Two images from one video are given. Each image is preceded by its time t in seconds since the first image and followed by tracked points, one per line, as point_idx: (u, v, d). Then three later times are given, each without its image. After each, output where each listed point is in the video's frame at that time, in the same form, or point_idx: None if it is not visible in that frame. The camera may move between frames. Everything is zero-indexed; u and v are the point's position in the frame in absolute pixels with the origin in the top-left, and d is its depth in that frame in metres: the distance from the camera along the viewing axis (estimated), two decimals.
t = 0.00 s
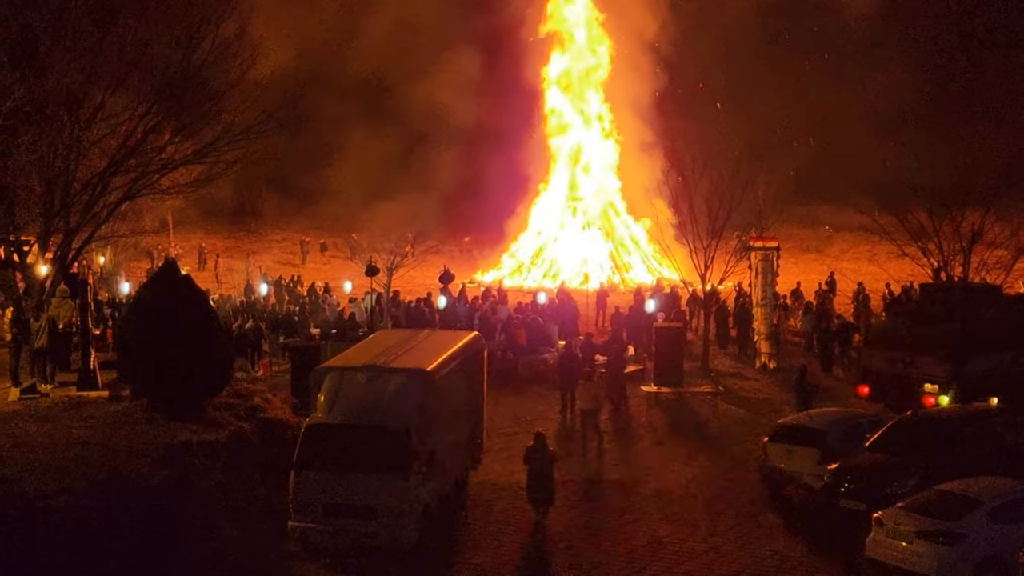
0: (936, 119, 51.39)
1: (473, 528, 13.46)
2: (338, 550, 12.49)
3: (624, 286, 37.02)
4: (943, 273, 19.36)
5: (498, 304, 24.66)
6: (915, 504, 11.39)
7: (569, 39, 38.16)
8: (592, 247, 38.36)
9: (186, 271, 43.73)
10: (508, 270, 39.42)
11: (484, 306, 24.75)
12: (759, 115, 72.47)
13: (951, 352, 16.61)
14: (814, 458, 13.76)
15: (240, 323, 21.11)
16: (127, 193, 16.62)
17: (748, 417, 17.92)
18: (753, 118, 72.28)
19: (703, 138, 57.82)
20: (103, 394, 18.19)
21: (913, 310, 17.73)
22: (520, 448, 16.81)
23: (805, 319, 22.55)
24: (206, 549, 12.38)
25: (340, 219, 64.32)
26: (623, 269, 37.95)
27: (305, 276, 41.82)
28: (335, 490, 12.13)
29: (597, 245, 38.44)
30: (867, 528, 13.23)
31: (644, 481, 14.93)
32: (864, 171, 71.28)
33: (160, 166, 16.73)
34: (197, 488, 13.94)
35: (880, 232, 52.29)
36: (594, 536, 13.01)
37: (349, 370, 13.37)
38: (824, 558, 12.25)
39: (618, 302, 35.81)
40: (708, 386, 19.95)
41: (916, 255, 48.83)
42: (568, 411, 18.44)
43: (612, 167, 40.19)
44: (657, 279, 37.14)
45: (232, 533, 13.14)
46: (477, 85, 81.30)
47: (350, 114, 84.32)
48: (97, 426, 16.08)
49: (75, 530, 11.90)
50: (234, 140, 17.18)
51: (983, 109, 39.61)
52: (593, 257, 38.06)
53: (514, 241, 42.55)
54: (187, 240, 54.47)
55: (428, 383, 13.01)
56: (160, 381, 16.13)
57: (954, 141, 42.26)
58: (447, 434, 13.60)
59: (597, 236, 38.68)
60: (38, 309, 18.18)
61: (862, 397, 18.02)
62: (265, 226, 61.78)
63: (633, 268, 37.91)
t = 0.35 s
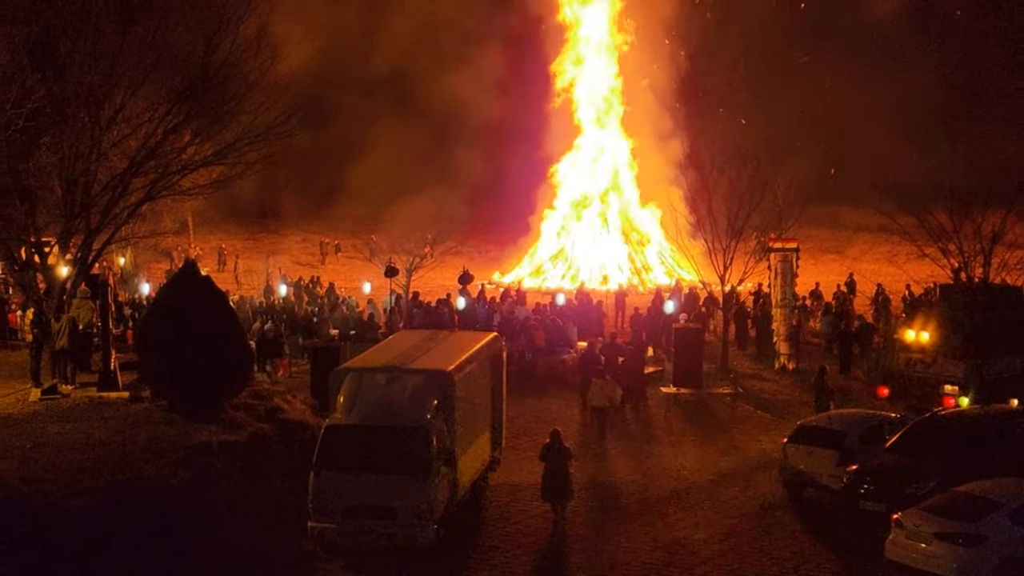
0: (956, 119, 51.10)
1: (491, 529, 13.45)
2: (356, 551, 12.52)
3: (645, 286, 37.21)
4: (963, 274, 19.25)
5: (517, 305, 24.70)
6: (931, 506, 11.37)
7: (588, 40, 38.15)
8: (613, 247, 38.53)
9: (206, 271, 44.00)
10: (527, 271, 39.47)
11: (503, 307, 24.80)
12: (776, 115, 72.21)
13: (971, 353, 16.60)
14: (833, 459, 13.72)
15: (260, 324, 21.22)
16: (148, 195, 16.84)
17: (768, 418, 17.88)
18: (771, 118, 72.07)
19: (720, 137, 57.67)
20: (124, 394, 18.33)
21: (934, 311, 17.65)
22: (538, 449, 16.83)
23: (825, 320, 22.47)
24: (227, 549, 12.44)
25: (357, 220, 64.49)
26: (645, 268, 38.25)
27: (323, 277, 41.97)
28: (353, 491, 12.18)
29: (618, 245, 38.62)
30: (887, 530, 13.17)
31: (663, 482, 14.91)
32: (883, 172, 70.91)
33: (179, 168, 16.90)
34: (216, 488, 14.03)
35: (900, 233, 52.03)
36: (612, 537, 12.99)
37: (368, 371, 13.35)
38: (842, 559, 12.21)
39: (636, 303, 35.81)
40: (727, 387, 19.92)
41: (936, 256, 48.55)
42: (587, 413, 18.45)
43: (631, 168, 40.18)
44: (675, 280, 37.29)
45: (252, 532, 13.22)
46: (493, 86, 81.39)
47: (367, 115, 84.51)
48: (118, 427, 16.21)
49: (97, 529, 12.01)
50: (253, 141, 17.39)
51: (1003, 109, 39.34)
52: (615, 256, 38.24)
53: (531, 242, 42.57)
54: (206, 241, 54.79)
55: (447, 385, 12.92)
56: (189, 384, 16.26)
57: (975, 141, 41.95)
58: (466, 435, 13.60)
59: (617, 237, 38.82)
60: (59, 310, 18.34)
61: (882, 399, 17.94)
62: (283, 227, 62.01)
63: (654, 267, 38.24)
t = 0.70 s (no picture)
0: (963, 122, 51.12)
1: (498, 532, 13.51)
2: (365, 553, 12.58)
3: (651, 290, 37.09)
4: (970, 277, 19.26)
5: (523, 308, 24.78)
6: (937, 508, 11.38)
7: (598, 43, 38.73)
8: (617, 250, 38.50)
9: (215, 274, 44.15)
10: (534, 274, 39.43)
11: (510, 310, 24.88)
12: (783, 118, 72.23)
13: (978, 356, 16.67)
14: (839, 462, 13.77)
15: (268, 327, 21.34)
16: (157, 198, 16.86)
17: (774, 421, 17.92)
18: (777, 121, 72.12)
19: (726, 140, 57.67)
20: (134, 397, 18.45)
21: (939, 314, 17.69)
22: (545, 452, 16.90)
23: (831, 324, 22.50)
24: (235, 551, 12.49)
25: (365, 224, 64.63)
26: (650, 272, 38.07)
27: (331, 280, 42.05)
28: (361, 493, 12.24)
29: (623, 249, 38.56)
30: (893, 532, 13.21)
31: (669, 485, 14.95)
32: (890, 176, 70.84)
33: (189, 172, 16.90)
34: (226, 489, 14.10)
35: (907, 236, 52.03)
36: (619, 539, 13.03)
37: (377, 373, 13.38)
38: (848, 561, 12.24)
39: (642, 306, 35.78)
40: (734, 390, 19.96)
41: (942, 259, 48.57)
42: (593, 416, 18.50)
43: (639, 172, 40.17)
44: (682, 283, 37.21)
45: (260, 534, 13.28)
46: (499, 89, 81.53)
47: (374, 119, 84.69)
48: (126, 429, 16.30)
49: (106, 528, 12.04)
50: (262, 144, 17.42)
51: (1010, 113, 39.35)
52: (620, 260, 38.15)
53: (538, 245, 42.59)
54: (214, 244, 54.94)
55: (456, 387, 13.02)
56: (199, 385, 16.36)
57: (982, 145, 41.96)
58: (474, 437, 13.67)
59: (624, 240, 38.75)
60: (70, 314, 18.47)
61: (888, 402, 17.97)
62: (290, 230, 62.15)
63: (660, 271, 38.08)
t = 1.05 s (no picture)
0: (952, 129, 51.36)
1: (488, 538, 13.48)
2: (355, 560, 12.52)
3: (641, 295, 36.91)
4: (959, 283, 19.31)
5: (514, 314, 24.81)
6: (928, 514, 11.40)
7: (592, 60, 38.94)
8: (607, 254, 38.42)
9: (205, 280, 44.07)
10: (524, 280, 39.35)
11: (500, 316, 24.89)
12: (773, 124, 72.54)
13: (968, 362, 16.61)
14: (829, 468, 13.78)
15: (258, 333, 21.31)
16: (146, 205, 16.78)
17: (763, 427, 17.96)
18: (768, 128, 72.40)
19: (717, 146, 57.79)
20: (124, 403, 18.40)
21: (929, 322, 17.78)
22: (535, 458, 16.89)
23: (821, 330, 22.59)
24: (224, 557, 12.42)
25: (356, 230, 64.59)
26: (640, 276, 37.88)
27: (321, 287, 42.00)
28: (352, 500, 12.18)
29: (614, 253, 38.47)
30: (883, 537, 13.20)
31: (661, 492, 14.90)
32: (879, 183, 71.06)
33: (178, 178, 16.88)
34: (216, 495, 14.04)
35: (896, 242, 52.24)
36: (609, 545, 13.01)
37: (367, 379, 13.32)
38: (838, 567, 12.25)
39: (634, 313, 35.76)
40: (725, 396, 19.98)
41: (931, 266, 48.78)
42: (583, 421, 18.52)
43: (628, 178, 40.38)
44: (672, 289, 37.25)
45: (251, 540, 13.23)
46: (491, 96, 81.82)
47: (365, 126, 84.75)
48: (116, 436, 16.25)
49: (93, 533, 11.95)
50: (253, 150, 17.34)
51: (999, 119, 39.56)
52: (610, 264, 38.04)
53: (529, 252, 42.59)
54: (204, 250, 54.87)
55: (446, 394, 12.97)
56: (187, 393, 16.29)
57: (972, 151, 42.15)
58: (465, 443, 13.63)
59: (614, 246, 38.71)
60: (59, 319, 18.43)
61: (879, 408, 18.01)
62: (281, 236, 62.07)
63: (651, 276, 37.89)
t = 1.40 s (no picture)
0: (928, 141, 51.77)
1: (463, 550, 13.43)
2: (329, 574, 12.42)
3: (619, 307, 37.18)
4: (934, 294, 19.43)
5: (491, 326, 24.78)
6: (902, 525, 11.39)
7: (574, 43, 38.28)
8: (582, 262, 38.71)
9: (181, 292, 43.87)
10: (500, 291, 39.34)
11: (477, 327, 24.85)
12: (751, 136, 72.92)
13: (940, 375, 16.85)
14: (805, 479, 13.78)
15: (233, 345, 21.20)
16: (122, 216, 16.65)
17: (739, 438, 17.98)
18: (746, 139, 72.76)
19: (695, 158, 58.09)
20: (98, 416, 18.24)
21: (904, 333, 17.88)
22: (511, 470, 16.84)
23: (797, 341, 22.69)
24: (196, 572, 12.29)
25: (335, 241, 64.41)
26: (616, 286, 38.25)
27: (297, 298, 41.82)
28: (327, 513, 12.08)
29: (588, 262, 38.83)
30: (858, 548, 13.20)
31: (637, 504, 14.87)
32: (856, 193, 71.52)
33: (153, 190, 16.69)
34: (190, 506, 13.89)
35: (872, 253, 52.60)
36: (584, 557, 12.97)
37: (343, 391, 13.22)
38: None
39: (612, 323, 35.89)
40: (701, 408, 20.00)
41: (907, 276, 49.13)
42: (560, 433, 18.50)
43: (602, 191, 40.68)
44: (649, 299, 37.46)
45: (225, 554, 13.12)
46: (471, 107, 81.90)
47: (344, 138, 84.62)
48: (90, 450, 16.05)
49: (63, 549, 11.80)
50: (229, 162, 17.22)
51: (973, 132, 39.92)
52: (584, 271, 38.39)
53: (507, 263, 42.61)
54: (181, 262, 54.67)
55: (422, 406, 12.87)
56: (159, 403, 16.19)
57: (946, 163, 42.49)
58: (441, 455, 13.57)
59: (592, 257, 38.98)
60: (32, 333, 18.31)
61: (854, 419, 18.07)
62: (258, 248, 61.83)
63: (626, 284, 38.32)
